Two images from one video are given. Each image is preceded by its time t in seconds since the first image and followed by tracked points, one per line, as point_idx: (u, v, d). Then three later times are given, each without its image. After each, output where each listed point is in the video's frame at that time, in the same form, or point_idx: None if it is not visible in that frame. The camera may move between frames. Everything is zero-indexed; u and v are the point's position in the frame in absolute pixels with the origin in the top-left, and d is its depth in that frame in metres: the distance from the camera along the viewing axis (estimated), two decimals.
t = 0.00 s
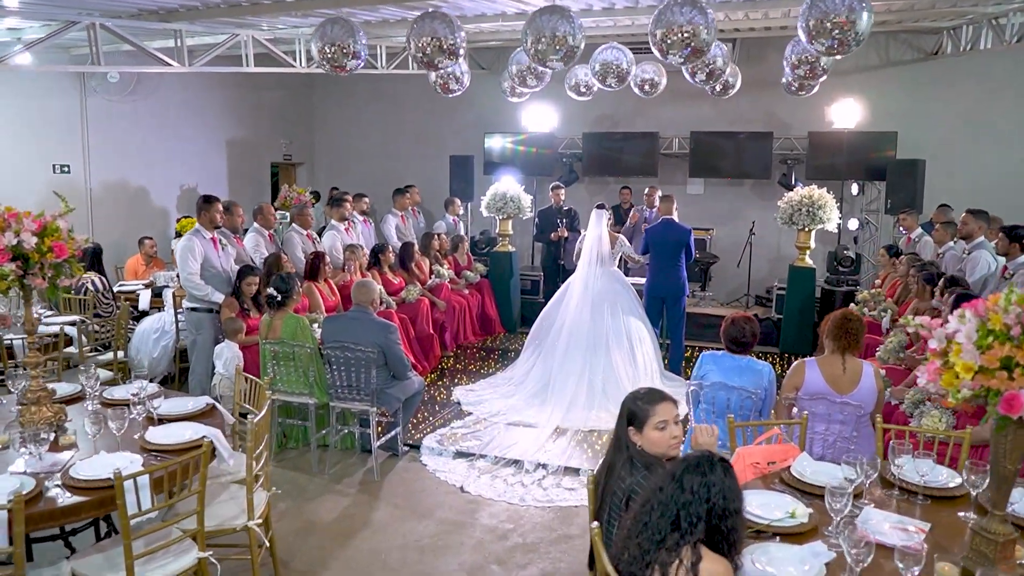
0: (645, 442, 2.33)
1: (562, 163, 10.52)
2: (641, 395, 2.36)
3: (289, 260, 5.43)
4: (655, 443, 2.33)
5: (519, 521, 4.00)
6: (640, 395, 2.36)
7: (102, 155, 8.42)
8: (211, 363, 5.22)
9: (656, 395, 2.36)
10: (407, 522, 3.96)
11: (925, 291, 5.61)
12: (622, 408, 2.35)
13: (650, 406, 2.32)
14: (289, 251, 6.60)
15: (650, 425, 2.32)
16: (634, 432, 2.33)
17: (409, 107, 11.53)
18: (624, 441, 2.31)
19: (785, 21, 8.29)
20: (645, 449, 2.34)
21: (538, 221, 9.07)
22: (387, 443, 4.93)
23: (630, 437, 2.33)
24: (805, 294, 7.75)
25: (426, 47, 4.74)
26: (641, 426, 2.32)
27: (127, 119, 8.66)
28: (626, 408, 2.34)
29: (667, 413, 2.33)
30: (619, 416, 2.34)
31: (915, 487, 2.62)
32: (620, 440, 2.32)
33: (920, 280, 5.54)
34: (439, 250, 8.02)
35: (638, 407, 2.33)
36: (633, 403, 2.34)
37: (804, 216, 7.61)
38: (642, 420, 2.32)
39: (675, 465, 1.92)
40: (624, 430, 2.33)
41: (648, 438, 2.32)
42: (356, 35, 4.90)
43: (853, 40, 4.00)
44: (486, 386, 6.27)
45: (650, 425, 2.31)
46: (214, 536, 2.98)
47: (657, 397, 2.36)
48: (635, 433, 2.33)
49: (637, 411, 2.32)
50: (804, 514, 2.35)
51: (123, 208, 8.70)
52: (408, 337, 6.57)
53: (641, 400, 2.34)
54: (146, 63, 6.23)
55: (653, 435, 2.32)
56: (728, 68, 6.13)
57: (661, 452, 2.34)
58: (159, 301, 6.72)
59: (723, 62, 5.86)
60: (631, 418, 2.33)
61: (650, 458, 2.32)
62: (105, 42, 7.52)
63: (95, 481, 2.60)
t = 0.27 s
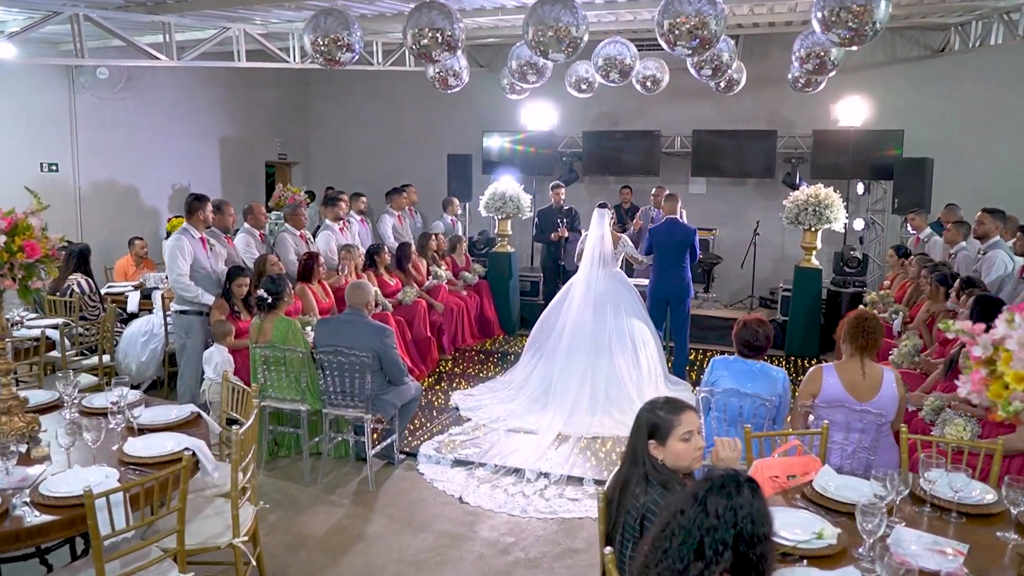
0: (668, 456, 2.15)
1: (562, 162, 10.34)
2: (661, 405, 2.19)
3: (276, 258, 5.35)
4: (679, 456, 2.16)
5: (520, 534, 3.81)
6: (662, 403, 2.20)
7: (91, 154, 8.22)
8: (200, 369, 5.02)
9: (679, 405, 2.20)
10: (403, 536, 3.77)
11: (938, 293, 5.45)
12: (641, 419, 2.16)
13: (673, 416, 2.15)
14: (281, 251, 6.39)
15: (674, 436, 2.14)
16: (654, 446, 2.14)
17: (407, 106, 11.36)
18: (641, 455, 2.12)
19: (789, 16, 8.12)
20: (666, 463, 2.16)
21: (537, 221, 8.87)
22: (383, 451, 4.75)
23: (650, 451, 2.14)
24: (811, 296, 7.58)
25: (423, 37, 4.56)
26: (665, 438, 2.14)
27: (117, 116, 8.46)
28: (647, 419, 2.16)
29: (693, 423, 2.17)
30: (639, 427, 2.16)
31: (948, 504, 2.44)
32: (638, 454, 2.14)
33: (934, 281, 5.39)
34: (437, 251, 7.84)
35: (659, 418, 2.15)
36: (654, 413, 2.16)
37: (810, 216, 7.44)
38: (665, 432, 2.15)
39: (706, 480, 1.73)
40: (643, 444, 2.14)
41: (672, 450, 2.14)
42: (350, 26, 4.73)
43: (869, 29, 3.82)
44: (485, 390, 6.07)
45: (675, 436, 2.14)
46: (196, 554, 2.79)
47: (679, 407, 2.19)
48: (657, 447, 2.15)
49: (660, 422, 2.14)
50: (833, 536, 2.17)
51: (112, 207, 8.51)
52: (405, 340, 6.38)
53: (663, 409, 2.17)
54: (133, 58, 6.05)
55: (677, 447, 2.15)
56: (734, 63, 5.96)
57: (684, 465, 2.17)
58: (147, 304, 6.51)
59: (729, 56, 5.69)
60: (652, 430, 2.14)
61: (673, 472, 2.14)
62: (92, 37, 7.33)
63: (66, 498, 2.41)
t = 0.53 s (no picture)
0: (690, 471, 1.96)
1: (561, 161, 10.17)
2: (682, 416, 2.01)
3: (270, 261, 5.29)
4: (701, 471, 1.97)
5: (521, 548, 3.63)
6: (684, 414, 2.02)
7: (79, 152, 8.02)
8: (187, 375, 4.81)
9: (703, 417, 2.01)
10: (397, 550, 3.59)
11: (951, 293, 5.30)
12: (660, 431, 1.98)
13: (696, 428, 1.97)
14: (273, 252, 6.20)
15: (698, 448, 1.96)
16: (674, 460, 1.96)
17: (403, 104, 11.18)
18: (660, 470, 1.94)
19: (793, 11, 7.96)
20: (688, 479, 1.97)
21: (536, 220, 8.57)
22: (378, 459, 4.56)
23: (670, 465, 1.95)
24: (816, 297, 7.42)
25: (419, 28, 4.38)
26: (687, 451, 1.95)
27: (107, 114, 8.28)
28: (667, 430, 1.98)
29: (717, 435, 1.99)
30: (659, 439, 1.97)
31: (986, 523, 2.25)
32: (657, 470, 1.95)
33: (948, 282, 5.23)
34: (434, 251, 7.66)
35: (681, 429, 1.97)
36: (675, 424, 1.98)
37: (816, 216, 7.26)
38: (688, 445, 1.96)
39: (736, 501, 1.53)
40: (663, 459, 1.95)
41: (695, 464, 1.95)
42: (343, 17, 4.55)
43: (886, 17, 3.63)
44: (483, 395, 5.88)
45: (698, 449, 1.95)
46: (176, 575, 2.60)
47: (701, 418, 2.01)
48: (678, 461, 1.96)
49: (682, 434, 1.96)
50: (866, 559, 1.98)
51: (101, 207, 8.33)
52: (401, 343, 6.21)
53: (684, 420, 1.99)
54: (121, 52, 5.87)
55: (700, 461, 1.96)
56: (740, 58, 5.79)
57: (707, 481, 1.97)
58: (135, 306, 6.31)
59: (736, 51, 5.51)
60: (674, 442, 1.95)
61: (695, 489, 1.96)
62: (79, 31, 7.13)
63: (32, 517, 2.22)
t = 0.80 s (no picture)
0: (711, 491, 1.78)
1: (560, 157, 9.98)
2: (701, 430, 1.83)
3: (262, 261, 5.18)
4: (723, 492, 1.79)
5: (522, 562, 3.44)
6: (704, 427, 1.84)
7: (65, 148, 7.82)
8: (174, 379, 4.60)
9: (724, 430, 1.84)
10: (391, 564, 3.40)
11: (966, 292, 5.12)
12: (678, 446, 1.80)
13: (717, 443, 1.79)
14: (263, 250, 6.00)
15: (719, 466, 1.78)
16: (694, 480, 1.77)
17: (399, 100, 10.99)
18: (677, 489, 1.76)
19: (797, 3, 7.78)
20: (708, 500, 1.79)
21: (535, 218, 8.29)
22: (371, 466, 4.37)
23: (689, 484, 1.77)
24: (822, 296, 7.25)
25: (413, 15, 4.18)
26: (707, 469, 1.78)
27: (95, 109, 8.08)
28: (686, 446, 1.80)
29: (740, 451, 1.81)
30: (678, 456, 1.79)
31: None
32: (675, 490, 1.77)
33: (963, 281, 5.10)
34: (430, 249, 7.47)
35: (701, 445, 1.79)
36: (694, 439, 1.80)
37: (822, 212, 7.07)
38: (708, 463, 1.78)
39: (766, 532, 1.35)
40: (681, 478, 1.77)
41: (718, 483, 1.77)
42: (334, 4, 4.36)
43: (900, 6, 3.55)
44: (481, 397, 5.68)
45: (720, 467, 1.77)
46: None
47: (723, 432, 1.83)
48: (697, 480, 1.78)
49: (702, 450, 1.78)
50: None
51: (89, 205, 8.14)
52: (396, 343, 6.01)
53: (703, 434, 1.82)
54: (103, 42, 5.67)
55: (722, 480, 1.78)
56: (747, 49, 5.60)
57: (731, 502, 1.80)
58: (120, 306, 6.10)
59: (742, 41, 5.33)
60: (693, 460, 1.78)
61: (716, 510, 1.78)
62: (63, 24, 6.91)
63: None
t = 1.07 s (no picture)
0: (739, 516, 1.57)
1: (559, 155, 9.78)
2: (726, 447, 1.63)
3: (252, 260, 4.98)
4: (751, 518, 1.58)
5: None
6: (729, 444, 1.64)
7: (51, 144, 7.60)
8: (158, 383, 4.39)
9: (752, 447, 1.64)
10: None
11: (982, 292, 4.93)
12: (700, 467, 1.59)
13: (745, 462, 1.59)
14: (253, 249, 5.79)
15: (748, 488, 1.57)
16: (718, 503, 1.57)
17: (395, 97, 10.79)
18: (699, 515, 1.56)
19: None
20: (734, 526, 1.58)
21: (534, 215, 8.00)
22: (363, 476, 4.17)
23: (714, 509, 1.57)
24: (829, 297, 7.06)
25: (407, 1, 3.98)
26: (734, 492, 1.57)
27: (81, 104, 7.87)
28: (709, 465, 1.59)
29: (770, 471, 1.60)
30: (701, 478, 1.58)
31: None
32: (697, 514, 1.56)
33: (979, 281, 4.90)
34: (426, 248, 7.26)
35: (726, 463, 1.59)
36: (719, 458, 1.59)
37: (829, 210, 6.87)
38: (735, 484, 1.57)
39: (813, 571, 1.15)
40: (704, 501, 1.56)
41: (747, 507, 1.56)
42: None
43: None
44: (480, 402, 5.48)
45: (748, 489, 1.57)
46: None
47: (750, 450, 1.63)
48: (721, 503, 1.57)
49: (727, 469, 1.58)
50: None
51: (76, 202, 7.93)
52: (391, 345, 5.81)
53: (728, 451, 1.61)
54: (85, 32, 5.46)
55: (750, 503, 1.57)
56: (754, 40, 5.41)
57: (760, 528, 1.58)
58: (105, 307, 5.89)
59: (750, 31, 5.14)
60: (718, 481, 1.57)
61: (743, 537, 1.57)
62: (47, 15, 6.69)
63: None
